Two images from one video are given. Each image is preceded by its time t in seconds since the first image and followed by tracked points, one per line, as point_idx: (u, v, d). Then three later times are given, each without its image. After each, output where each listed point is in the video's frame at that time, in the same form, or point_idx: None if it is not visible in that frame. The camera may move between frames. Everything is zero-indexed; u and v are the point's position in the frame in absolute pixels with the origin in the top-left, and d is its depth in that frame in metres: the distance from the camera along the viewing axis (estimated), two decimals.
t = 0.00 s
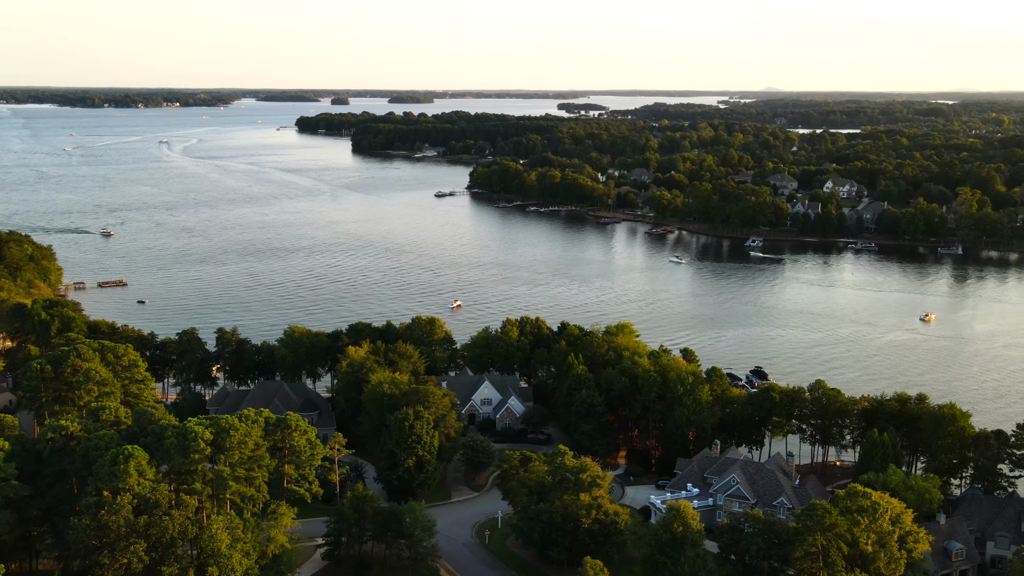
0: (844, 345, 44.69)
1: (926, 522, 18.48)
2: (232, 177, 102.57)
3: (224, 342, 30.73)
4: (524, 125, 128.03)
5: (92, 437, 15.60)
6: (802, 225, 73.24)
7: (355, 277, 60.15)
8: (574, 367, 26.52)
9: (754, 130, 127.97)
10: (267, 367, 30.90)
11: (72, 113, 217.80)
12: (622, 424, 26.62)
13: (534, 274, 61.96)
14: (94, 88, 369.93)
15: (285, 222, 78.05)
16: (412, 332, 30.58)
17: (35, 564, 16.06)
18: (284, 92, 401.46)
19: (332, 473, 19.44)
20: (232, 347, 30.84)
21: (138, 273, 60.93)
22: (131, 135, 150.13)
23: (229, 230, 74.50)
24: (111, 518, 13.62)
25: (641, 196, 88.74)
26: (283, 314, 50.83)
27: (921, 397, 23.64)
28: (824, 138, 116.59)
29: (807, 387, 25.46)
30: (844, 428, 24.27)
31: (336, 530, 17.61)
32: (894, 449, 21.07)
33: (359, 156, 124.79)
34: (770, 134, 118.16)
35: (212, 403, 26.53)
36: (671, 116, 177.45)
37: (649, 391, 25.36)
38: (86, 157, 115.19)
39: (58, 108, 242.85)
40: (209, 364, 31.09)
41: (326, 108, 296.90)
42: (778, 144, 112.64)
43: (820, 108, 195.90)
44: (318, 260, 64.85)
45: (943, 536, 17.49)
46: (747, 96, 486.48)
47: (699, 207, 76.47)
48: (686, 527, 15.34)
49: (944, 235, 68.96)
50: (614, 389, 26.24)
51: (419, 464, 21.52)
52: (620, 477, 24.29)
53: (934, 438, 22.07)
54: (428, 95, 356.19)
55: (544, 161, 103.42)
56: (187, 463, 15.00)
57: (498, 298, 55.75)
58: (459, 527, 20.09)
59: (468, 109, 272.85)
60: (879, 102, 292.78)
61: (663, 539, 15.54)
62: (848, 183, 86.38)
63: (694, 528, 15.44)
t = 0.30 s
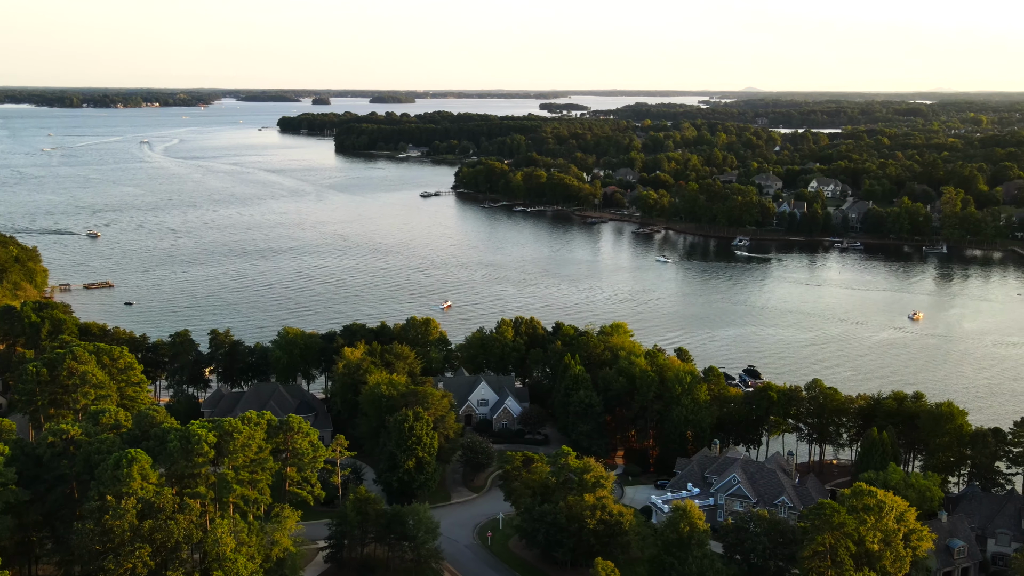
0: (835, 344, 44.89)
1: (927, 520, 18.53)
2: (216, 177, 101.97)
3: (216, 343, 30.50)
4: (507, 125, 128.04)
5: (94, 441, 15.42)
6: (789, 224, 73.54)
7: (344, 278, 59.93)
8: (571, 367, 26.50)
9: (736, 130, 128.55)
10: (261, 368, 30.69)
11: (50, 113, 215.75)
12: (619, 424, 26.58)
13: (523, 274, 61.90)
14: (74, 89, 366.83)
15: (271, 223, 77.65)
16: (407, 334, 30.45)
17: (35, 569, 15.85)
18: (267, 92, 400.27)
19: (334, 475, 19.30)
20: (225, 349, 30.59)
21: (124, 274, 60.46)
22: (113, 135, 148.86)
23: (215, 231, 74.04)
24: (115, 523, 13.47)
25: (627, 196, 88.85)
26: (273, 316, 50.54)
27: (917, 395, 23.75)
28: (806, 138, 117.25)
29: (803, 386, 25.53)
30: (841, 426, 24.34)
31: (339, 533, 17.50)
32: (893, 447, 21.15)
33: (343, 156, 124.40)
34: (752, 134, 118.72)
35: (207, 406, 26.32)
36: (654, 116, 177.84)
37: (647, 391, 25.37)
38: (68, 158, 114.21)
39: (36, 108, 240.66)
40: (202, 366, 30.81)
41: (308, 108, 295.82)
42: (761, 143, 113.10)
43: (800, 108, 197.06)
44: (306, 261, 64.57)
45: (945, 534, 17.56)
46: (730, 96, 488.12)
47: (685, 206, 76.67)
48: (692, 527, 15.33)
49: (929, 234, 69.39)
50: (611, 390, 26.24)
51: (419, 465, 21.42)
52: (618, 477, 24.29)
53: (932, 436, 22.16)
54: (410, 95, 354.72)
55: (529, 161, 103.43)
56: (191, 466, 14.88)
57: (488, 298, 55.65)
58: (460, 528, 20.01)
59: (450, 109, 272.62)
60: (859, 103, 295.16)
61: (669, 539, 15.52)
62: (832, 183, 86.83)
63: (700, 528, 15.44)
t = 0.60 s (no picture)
0: (825, 343, 45.08)
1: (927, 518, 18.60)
2: (198, 177, 101.30)
3: (209, 345, 30.21)
4: (490, 125, 127.97)
5: (94, 444, 15.24)
6: (774, 224, 73.83)
7: (333, 278, 59.66)
8: (568, 367, 26.49)
9: (718, 129, 129.06)
10: (254, 370, 30.48)
11: (27, 113, 213.53)
12: (615, 424, 26.57)
13: (511, 274, 61.87)
14: (49, 89, 362.65)
15: (257, 224, 77.20)
16: (401, 334, 30.33)
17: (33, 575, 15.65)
18: (248, 92, 397.90)
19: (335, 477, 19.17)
20: (217, 351, 30.36)
21: (109, 276, 59.90)
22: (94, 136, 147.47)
23: (201, 232, 73.51)
24: (119, 528, 13.34)
25: (613, 196, 88.95)
26: (262, 317, 50.25)
27: (913, 394, 23.86)
28: (788, 138, 117.85)
29: (800, 385, 25.59)
30: (837, 425, 24.45)
31: (341, 536, 17.40)
32: (891, 445, 21.23)
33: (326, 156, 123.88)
34: (735, 134, 119.23)
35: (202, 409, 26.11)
36: (636, 116, 178.20)
37: (645, 391, 25.37)
38: (48, 158, 113.08)
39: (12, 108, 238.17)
40: (194, 368, 30.52)
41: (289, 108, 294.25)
42: (743, 143, 113.56)
43: (779, 107, 198.33)
44: (294, 261, 64.24)
45: (946, 532, 17.63)
46: (712, 96, 489.78)
47: (672, 206, 76.83)
48: (698, 527, 15.31)
49: (913, 232, 69.81)
50: (608, 389, 26.23)
51: (419, 466, 21.33)
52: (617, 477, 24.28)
53: (929, 434, 22.27)
54: (392, 95, 353.58)
55: (514, 161, 103.40)
56: (194, 470, 14.75)
57: (477, 298, 55.58)
58: (462, 530, 19.94)
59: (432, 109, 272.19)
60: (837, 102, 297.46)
61: (675, 540, 15.50)
62: (816, 182, 87.26)
63: (706, 528, 15.40)
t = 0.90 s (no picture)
0: (814, 342, 45.31)
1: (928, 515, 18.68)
2: (180, 178, 100.58)
3: (201, 347, 29.97)
4: (473, 126, 127.92)
5: (95, 448, 15.07)
6: (760, 223, 74.10)
7: (321, 279, 59.39)
8: (564, 368, 26.46)
9: (700, 129, 129.52)
10: (246, 372, 30.22)
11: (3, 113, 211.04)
12: (612, 424, 26.58)
13: (500, 274, 61.82)
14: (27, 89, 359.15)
15: (242, 225, 76.73)
16: (395, 335, 30.19)
17: None
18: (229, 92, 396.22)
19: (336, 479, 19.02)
20: (210, 352, 30.08)
21: (94, 278, 59.34)
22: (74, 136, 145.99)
23: (186, 233, 72.97)
24: (123, 533, 13.20)
25: (598, 196, 89.01)
26: (251, 318, 49.92)
27: (909, 392, 23.98)
28: (770, 137, 118.45)
29: (795, 383, 25.68)
30: (834, 423, 24.56)
31: (343, 539, 17.31)
32: (888, 444, 21.32)
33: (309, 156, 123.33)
34: (717, 134, 119.72)
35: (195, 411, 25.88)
36: (618, 116, 178.54)
37: (642, 391, 25.39)
38: (28, 159, 111.85)
39: None
40: (185, 370, 30.22)
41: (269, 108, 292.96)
42: (726, 143, 114.01)
43: (758, 107, 199.43)
44: (281, 262, 63.89)
45: (947, 529, 17.73)
46: (694, 96, 491.57)
47: (657, 205, 77.02)
48: (703, 527, 15.30)
49: (897, 231, 70.28)
50: (605, 389, 26.24)
51: (418, 468, 21.23)
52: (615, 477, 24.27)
53: (926, 432, 22.39)
54: (374, 95, 352.31)
55: (498, 161, 103.36)
56: (197, 474, 14.62)
57: (466, 299, 55.49)
58: (462, 531, 19.87)
59: (413, 109, 271.79)
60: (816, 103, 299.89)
61: (681, 539, 15.46)
62: (800, 181, 87.69)
63: (711, 528, 15.43)
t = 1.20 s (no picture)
0: (804, 341, 45.47)
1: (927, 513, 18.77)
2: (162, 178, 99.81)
3: (193, 349, 29.76)
4: (456, 126, 127.80)
5: (97, 453, 14.90)
6: (746, 222, 74.30)
7: (309, 280, 59.10)
8: (560, 369, 26.42)
9: (683, 129, 129.95)
10: (239, 374, 29.98)
11: None
12: (608, 424, 26.57)
13: (488, 275, 61.72)
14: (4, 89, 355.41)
15: (228, 226, 76.25)
16: (390, 337, 30.05)
17: None
18: (209, 92, 393.78)
19: (337, 482, 18.90)
20: (202, 355, 29.84)
21: (79, 280, 58.77)
22: (53, 136, 144.41)
23: (171, 234, 72.37)
24: (127, 539, 13.04)
25: (584, 196, 89.02)
26: (240, 320, 49.59)
27: (905, 390, 24.10)
28: (752, 137, 118.90)
29: (791, 383, 25.76)
30: (830, 422, 24.67)
31: (345, 542, 17.20)
32: (886, 443, 21.41)
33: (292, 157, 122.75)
34: (699, 133, 120.13)
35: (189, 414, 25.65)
36: (600, 116, 178.74)
37: (640, 391, 25.37)
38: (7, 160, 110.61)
39: None
40: (177, 373, 29.92)
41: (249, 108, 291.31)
42: (708, 142, 114.40)
43: (737, 107, 200.45)
44: (268, 264, 63.53)
45: (948, 527, 17.82)
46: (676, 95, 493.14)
47: (644, 205, 77.15)
48: (708, 527, 15.29)
49: (882, 230, 70.71)
50: (601, 389, 26.23)
51: (417, 470, 21.14)
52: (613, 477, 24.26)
53: (923, 430, 22.50)
54: (353, 95, 351.35)
55: (482, 161, 103.28)
56: (200, 478, 14.47)
57: (455, 299, 55.35)
58: (463, 532, 19.81)
59: (394, 108, 271.05)
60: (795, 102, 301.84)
61: (686, 540, 15.45)
62: (784, 180, 88.07)
63: (716, 528, 15.42)
